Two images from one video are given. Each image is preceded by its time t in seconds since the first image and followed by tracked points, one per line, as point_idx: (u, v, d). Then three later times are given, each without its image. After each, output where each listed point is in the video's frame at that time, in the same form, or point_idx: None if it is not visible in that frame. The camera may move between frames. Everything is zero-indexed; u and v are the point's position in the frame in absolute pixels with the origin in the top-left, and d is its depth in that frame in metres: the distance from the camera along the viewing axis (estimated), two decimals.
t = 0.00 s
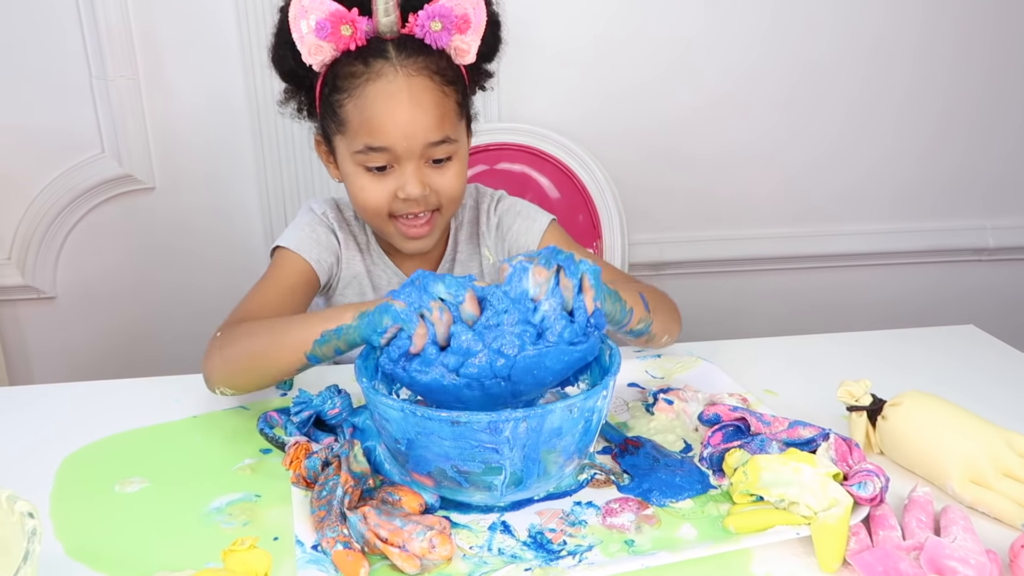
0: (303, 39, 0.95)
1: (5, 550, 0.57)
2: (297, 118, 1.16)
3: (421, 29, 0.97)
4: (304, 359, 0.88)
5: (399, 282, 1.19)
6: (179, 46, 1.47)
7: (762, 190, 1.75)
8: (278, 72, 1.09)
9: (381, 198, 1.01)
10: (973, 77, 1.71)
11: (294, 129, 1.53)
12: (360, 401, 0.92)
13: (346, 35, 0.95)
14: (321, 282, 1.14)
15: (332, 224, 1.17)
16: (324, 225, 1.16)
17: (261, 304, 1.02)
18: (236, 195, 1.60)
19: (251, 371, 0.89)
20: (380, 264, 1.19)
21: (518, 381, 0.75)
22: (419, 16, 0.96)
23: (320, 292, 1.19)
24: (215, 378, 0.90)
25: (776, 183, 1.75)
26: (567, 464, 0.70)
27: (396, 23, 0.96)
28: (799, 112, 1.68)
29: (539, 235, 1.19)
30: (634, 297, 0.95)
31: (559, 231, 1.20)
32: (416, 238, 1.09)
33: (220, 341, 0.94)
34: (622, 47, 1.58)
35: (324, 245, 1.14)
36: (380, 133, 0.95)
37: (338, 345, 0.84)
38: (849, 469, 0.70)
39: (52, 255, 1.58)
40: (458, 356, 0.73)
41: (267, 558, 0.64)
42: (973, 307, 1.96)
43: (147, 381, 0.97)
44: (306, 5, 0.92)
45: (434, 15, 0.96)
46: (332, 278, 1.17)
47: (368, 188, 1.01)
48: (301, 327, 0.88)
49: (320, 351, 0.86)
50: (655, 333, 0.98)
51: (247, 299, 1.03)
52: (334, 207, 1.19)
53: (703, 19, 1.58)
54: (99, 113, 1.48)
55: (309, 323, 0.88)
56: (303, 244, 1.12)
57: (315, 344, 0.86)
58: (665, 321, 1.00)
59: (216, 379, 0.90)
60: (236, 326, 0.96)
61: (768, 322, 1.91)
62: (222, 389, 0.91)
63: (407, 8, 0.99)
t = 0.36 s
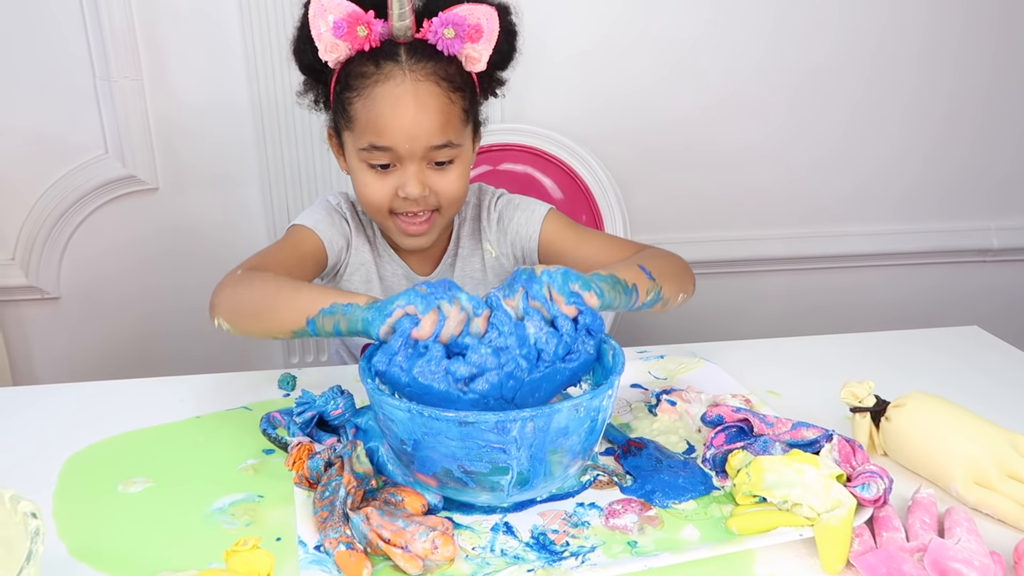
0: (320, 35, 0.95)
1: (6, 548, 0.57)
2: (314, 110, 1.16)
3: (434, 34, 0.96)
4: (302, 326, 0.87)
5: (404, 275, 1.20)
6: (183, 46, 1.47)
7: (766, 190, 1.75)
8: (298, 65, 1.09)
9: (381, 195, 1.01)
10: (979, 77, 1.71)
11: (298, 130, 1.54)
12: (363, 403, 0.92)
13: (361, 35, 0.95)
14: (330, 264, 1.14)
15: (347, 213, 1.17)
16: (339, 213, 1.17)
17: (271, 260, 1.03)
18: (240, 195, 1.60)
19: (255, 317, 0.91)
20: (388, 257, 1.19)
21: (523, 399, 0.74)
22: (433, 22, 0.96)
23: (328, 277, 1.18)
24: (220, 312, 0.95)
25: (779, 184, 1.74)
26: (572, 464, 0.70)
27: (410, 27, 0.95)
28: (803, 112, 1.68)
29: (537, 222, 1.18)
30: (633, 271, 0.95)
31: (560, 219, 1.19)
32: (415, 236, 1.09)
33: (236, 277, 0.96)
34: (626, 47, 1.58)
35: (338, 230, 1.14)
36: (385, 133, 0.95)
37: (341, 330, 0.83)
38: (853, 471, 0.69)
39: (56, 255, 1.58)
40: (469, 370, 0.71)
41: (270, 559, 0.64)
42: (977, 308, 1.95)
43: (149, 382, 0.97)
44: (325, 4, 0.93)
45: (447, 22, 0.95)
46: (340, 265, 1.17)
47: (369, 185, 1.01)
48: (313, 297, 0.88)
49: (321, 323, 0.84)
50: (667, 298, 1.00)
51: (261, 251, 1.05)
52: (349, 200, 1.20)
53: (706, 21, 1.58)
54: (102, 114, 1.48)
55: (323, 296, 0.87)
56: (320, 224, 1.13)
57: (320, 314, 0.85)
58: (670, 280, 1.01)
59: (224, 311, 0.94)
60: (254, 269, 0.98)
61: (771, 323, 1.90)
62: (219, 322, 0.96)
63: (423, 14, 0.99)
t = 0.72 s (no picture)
0: (324, 41, 0.96)
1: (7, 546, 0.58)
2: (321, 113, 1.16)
3: (434, 37, 0.96)
4: (308, 325, 0.88)
5: (412, 275, 1.20)
6: (188, 47, 1.47)
7: (770, 191, 1.74)
8: (304, 68, 1.09)
9: (385, 196, 1.01)
10: (984, 78, 1.70)
11: (303, 131, 1.54)
12: (367, 403, 0.92)
13: (363, 40, 0.95)
14: (338, 261, 1.14)
15: (357, 213, 1.18)
16: (349, 212, 1.17)
17: (280, 252, 1.03)
18: (245, 195, 1.60)
19: (262, 310, 0.91)
20: (396, 258, 1.19)
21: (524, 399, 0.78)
22: (433, 25, 0.96)
23: (337, 275, 1.18)
24: (227, 300, 0.95)
25: (784, 184, 1.74)
26: (576, 465, 0.70)
27: (411, 30, 0.94)
28: (807, 112, 1.68)
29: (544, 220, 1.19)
30: (636, 275, 0.94)
31: (565, 218, 1.19)
32: (419, 237, 1.09)
33: (245, 267, 0.97)
34: (630, 47, 1.58)
35: (347, 228, 1.15)
36: (387, 135, 0.95)
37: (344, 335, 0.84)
38: (857, 472, 0.70)
39: (61, 255, 1.59)
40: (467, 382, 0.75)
41: (274, 559, 0.64)
42: (983, 310, 1.94)
43: (153, 381, 0.97)
44: (327, 11, 0.93)
45: (447, 24, 0.95)
46: (349, 263, 1.17)
47: (373, 186, 1.01)
48: (315, 298, 0.88)
49: (325, 326, 0.85)
50: (671, 296, 1.00)
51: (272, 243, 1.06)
52: (358, 201, 1.21)
53: (710, 23, 1.58)
54: (107, 114, 1.48)
55: (326, 297, 0.87)
56: (331, 222, 1.14)
57: (323, 318, 0.85)
58: (675, 278, 1.00)
59: (232, 300, 0.94)
60: (264, 259, 0.98)
61: (775, 324, 1.90)
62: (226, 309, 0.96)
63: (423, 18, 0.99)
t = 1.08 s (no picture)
0: (331, 31, 0.96)
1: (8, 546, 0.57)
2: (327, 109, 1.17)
3: (440, 25, 0.97)
4: (297, 291, 0.86)
5: (419, 266, 1.19)
6: (191, 47, 1.47)
7: (773, 191, 1.74)
8: (310, 63, 1.09)
9: (393, 182, 1.01)
10: (988, 78, 1.70)
11: (305, 130, 1.54)
12: (368, 403, 0.92)
13: (370, 28, 0.96)
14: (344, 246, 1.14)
15: (366, 200, 1.18)
16: (359, 199, 1.17)
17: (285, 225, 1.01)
18: (247, 195, 1.60)
19: (259, 276, 0.88)
20: (404, 249, 1.19)
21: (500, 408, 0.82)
22: (439, 12, 0.97)
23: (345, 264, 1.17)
24: (224, 263, 0.92)
25: (786, 185, 1.74)
26: (577, 466, 0.70)
27: (418, 18, 0.97)
28: (810, 113, 1.68)
29: (552, 212, 1.19)
30: (664, 239, 0.99)
31: (573, 209, 1.20)
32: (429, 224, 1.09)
33: (245, 231, 0.94)
34: (633, 47, 1.57)
35: (355, 214, 1.15)
36: (394, 119, 0.95)
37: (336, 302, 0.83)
38: (859, 473, 0.69)
39: (64, 255, 1.59)
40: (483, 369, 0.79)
41: (275, 559, 0.64)
42: (986, 311, 1.94)
43: (155, 382, 0.97)
44: None
45: (453, 11, 0.96)
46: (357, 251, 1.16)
47: (381, 172, 1.01)
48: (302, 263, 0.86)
49: (316, 293, 0.84)
50: (687, 268, 1.02)
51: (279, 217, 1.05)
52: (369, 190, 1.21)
53: (713, 23, 1.57)
54: (111, 115, 1.49)
55: (312, 263, 0.85)
56: (339, 206, 1.14)
57: (313, 286, 0.84)
58: (699, 253, 1.04)
59: (228, 264, 0.91)
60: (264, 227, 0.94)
61: (778, 324, 1.90)
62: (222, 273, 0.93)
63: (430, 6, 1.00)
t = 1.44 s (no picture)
0: (343, 35, 0.95)
1: (11, 547, 0.57)
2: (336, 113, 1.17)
3: (452, 28, 0.97)
4: (359, 274, 0.86)
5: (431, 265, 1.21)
6: (193, 49, 1.48)
7: (775, 192, 1.74)
8: (320, 67, 1.10)
9: (407, 185, 1.02)
10: (990, 78, 1.69)
11: (307, 130, 1.55)
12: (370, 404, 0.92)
13: (382, 33, 0.95)
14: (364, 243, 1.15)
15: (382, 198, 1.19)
16: (375, 197, 1.18)
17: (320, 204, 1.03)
18: (249, 195, 1.60)
19: (309, 245, 0.90)
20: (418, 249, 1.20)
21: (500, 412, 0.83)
22: (451, 16, 0.96)
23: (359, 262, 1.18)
24: (271, 230, 0.93)
25: (788, 186, 1.74)
26: (579, 468, 0.69)
27: (430, 21, 0.95)
28: (812, 114, 1.67)
29: (547, 207, 1.18)
30: (645, 233, 0.92)
31: (567, 203, 1.18)
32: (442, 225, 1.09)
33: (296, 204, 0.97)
34: (636, 48, 1.57)
35: (375, 212, 1.16)
36: (410, 123, 0.95)
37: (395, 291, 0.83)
38: (861, 474, 0.69)
39: (66, 255, 1.59)
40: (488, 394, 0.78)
41: (276, 560, 0.64)
42: (989, 312, 1.94)
43: (156, 382, 0.97)
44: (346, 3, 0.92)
45: (465, 15, 0.96)
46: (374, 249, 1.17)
47: (396, 176, 1.01)
48: (371, 247, 0.86)
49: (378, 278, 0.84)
50: (677, 250, 0.99)
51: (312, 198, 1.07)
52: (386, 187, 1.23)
53: (716, 23, 1.57)
54: (113, 116, 1.49)
55: (384, 250, 0.85)
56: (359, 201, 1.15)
57: (377, 272, 0.83)
58: (677, 231, 0.99)
59: (277, 232, 0.93)
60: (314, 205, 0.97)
61: (780, 325, 1.90)
62: (267, 240, 0.94)
63: (440, 9, 1.00)
